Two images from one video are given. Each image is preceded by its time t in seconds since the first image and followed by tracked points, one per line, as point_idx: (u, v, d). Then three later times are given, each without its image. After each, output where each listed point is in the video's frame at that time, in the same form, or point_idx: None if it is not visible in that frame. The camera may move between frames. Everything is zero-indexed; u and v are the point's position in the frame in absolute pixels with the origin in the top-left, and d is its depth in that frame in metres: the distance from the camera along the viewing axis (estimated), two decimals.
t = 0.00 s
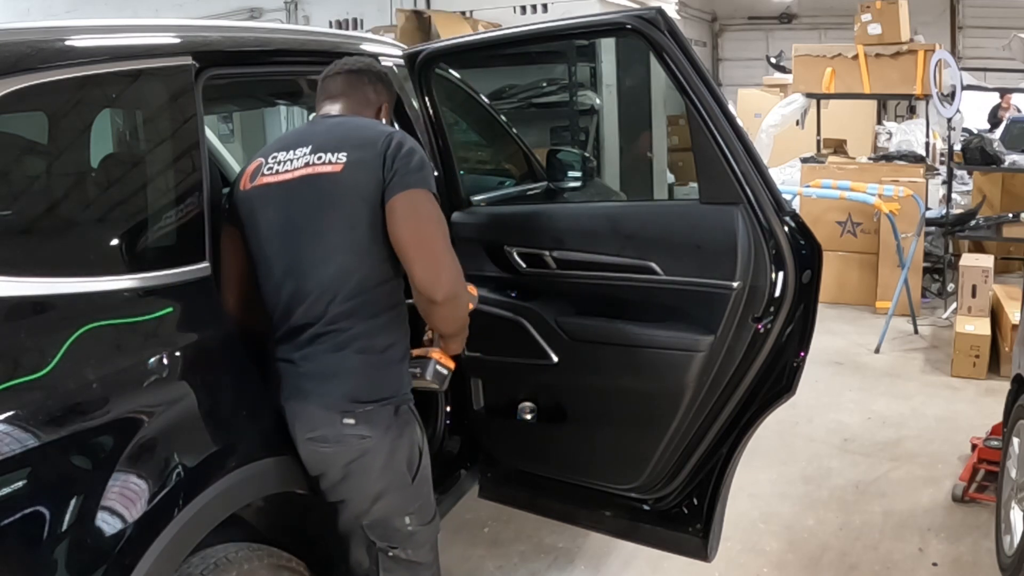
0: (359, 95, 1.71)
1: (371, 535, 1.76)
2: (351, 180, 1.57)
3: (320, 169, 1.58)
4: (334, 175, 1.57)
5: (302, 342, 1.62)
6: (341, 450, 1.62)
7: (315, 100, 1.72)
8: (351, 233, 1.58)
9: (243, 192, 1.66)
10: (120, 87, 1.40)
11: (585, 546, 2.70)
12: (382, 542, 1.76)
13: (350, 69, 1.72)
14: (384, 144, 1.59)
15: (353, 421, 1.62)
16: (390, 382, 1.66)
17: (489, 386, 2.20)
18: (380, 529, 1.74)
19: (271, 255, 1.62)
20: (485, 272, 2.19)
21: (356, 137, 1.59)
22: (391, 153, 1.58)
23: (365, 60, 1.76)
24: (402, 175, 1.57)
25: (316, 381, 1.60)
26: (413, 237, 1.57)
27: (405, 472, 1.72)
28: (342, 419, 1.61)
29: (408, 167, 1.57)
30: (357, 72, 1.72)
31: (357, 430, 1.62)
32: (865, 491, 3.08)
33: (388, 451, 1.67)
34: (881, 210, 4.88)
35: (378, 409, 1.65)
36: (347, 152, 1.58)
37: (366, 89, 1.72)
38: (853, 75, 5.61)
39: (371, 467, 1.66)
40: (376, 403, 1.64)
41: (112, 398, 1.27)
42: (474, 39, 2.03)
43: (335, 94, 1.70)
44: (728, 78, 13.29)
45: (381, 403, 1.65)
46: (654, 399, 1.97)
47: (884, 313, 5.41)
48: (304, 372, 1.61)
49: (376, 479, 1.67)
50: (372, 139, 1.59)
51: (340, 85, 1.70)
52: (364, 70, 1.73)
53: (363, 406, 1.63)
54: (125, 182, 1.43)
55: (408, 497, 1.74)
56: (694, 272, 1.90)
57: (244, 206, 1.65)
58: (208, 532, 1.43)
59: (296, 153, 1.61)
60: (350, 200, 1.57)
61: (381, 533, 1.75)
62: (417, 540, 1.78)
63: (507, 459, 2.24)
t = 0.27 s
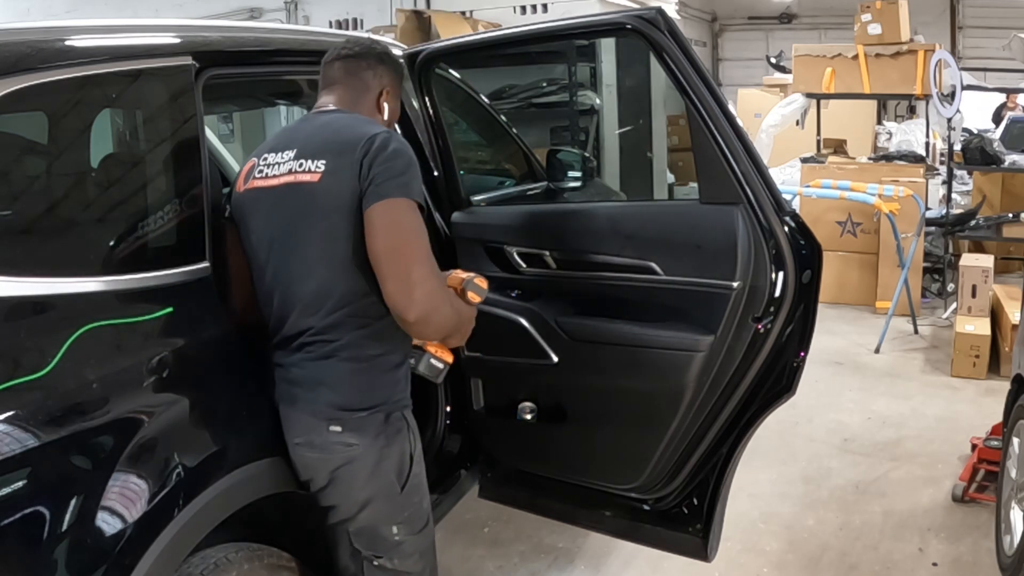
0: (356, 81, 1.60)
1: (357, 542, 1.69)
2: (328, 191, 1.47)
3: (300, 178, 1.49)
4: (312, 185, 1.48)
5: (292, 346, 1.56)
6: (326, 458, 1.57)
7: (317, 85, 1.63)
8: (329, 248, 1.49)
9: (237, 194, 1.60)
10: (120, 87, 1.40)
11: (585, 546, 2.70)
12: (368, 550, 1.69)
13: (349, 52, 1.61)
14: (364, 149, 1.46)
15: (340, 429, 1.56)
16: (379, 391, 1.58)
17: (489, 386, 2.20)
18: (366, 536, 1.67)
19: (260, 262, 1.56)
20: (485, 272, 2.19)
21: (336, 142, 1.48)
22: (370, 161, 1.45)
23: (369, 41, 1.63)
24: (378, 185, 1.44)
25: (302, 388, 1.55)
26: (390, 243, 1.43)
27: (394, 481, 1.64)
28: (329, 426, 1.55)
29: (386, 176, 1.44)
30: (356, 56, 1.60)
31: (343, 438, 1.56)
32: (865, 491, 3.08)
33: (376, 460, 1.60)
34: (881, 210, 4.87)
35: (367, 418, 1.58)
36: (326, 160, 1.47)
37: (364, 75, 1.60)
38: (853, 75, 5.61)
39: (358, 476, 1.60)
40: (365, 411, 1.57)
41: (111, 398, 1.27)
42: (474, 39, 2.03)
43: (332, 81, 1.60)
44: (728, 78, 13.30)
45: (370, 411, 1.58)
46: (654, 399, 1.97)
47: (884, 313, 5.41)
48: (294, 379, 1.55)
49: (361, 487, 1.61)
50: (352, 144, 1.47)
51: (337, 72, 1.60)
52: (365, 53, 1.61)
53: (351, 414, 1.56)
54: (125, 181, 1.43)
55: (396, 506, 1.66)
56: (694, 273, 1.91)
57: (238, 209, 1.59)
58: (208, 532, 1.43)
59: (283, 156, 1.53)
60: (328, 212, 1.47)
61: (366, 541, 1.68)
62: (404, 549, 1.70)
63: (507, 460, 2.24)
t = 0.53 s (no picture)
0: (352, 75, 1.51)
1: (353, 546, 1.65)
2: (307, 201, 1.42)
3: (284, 187, 1.45)
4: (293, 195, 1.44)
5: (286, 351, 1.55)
6: (321, 461, 1.55)
7: (321, 76, 1.56)
8: (309, 260, 1.45)
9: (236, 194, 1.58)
10: (120, 86, 1.40)
11: (585, 546, 2.70)
12: (364, 554, 1.65)
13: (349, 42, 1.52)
14: (343, 158, 1.40)
15: (334, 433, 1.54)
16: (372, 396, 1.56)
17: (489, 386, 2.20)
18: (362, 540, 1.64)
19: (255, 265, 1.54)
20: (484, 272, 2.20)
21: (318, 149, 1.42)
22: (346, 172, 1.39)
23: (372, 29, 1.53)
24: (353, 196, 1.37)
25: (296, 392, 1.53)
26: (365, 254, 1.36)
27: (390, 485, 1.62)
28: (322, 430, 1.54)
29: (362, 187, 1.37)
30: (354, 48, 1.51)
31: (337, 441, 1.54)
32: (865, 491, 3.08)
33: (371, 463, 1.58)
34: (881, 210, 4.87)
35: (361, 421, 1.56)
36: (307, 169, 1.43)
37: (363, 67, 1.51)
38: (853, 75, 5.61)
39: (352, 479, 1.57)
40: (359, 415, 1.55)
41: (111, 398, 1.27)
42: (473, 39, 2.03)
43: (331, 74, 1.53)
44: (728, 78, 13.30)
45: (364, 415, 1.56)
46: (654, 399, 1.97)
47: (884, 313, 5.41)
48: (290, 382, 1.54)
49: (356, 491, 1.58)
50: (333, 152, 1.41)
51: (335, 65, 1.52)
52: (365, 45, 1.52)
53: (345, 417, 1.54)
54: (125, 181, 1.43)
55: (392, 509, 1.63)
56: (694, 273, 1.91)
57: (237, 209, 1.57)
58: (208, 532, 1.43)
59: (274, 160, 1.49)
60: (309, 222, 1.43)
61: (363, 545, 1.64)
62: (401, 553, 1.67)
63: (507, 460, 2.24)
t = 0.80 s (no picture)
0: (346, 71, 1.48)
1: (349, 546, 1.64)
2: (290, 211, 1.41)
3: (268, 194, 1.44)
4: (277, 204, 1.42)
5: (281, 353, 1.55)
6: (316, 462, 1.55)
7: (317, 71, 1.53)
8: (292, 269, 1.44)
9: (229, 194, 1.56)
10: (120, 86, 1.40)
11: (585, 546, 2.70)
12: (360, 555, 1.64)
13: (344, 37, 1.48)
14: (325, 167, 1.37)
15: (329, 434, 1.53)
16: (367, 398, 1.55)
17: (489, 385, 2.20)
18: (358, 540, 1.63)
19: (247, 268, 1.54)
20: (484, 272, 2.20)
21: (303, 158, 1.40)
22: (326, 184, 1.36)
23: (367, 22, 1.49)
24: (334, 208, 1.35)
25: (292, 392, 1.53)
26: (345, 264, 1.34)
27: (385, 486, 1.61)
28: (318, 431, 1.53)
29: (342, 199, 1.34)
30: (349, 43, 1.48)
31: (332, 442, 1.54)
32: (865, 491, 3.08)
33: (366, 464, 1.57)
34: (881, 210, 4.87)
35: (357, 421, 1.55)
36: (290, 178, 1.41)
37: (360, 64, 1.48)
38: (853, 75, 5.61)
39: (348, 479, 1.57)
40: (354, 416, 1.55)
41: (111, 398, 1.27)
42: (473, 39, 2.03)
43: (326, 70, 1.50)
44: (728, 78, 13.30)
45: (359, 416, 1.55)
46: (654, 398, 1.97)
47: (884, 313, 5.41)
48: (286, 384, 1.54)
49: (351, 491, 1.58)
50: (316, 161, 1.38)
51: (329, 61, 1.49)
52: (359, 40, 1.48)
53: (340, 417, 1.54)
54: (125, 181, 1.43)
55: (388, 510, 1.63)
56: (694, 273, 1.91)
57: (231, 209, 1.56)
58: (207, 532, 1.43)
59: (263, 164, 1.47)
60: (292, 231, 1.41)
61: (359, 545, 1.63)
62: (397, 554, 1.66)
63: (507, 460, 2.24)
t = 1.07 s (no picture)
0: (338, 70, 1.47)
1: (349, 545, 1.64)
2: (287, 215, 1.40)
3: (264, 198, 1.43)
4: (273, 209, 1.42)
5: (281, 353, 1.54)
6: (315, 462, 1.55)
7: (309, 69, 1.52)
8: (289, 273, 1.44)
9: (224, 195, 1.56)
10: (120, 86, 1.40)
11: (585, 546, 2.70)
12: (359, 554, 1.64)
13: (335, 35, 1.47)
14: (320, 171, 1.37)
15: (329, 434, 1.53)
16: (366, 398, 1.55)
17: (488, 385, 2.19)
18: (358, 539, 1.63)
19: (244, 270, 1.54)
20: (485, 272, 2.21)
21: (297, 162, 1.40)
22: (323, 188, 1.36)
23: (357, 18, 1.47)
24: (331, 213, 1.35)
25: (291, 392, 1.53)
26: (342, 268, 1.34)
27: (385, 485, 1.61)
28: (318, 431, 1.53)
29: (339, 204, 1.34)
30: (339, 41, 1.46)
31: (332, 442, 1.54)
32: (865, 491, 3.08)
33: (365, 464, 1.57)
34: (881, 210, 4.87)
35: (356, 421, 1.55)
36: (285, 182, 1.40)
37: (351, 62, 1.46)
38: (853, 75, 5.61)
39: (347, 479, 1.57)
40: (353, 416, 1.55)
41: (111, 398, 1.27)
42: (474, 39, 2.03)
43: (317, 69, 1.48)
44: (728, 78, 13.30)
45: (359, 416, 1.55)
46: (654, 399, 1.97)
47: (884, 313, 5.41)
48: (285, 384, 1.54)
49: (350, 491, 1.57)
50: (311, 165, 1.38)
51: (320, 60, 1.48)
52: (349, 38, 1.46)
53: (339, 417, 1.54)
54: (125, 181, 1.43)
55: (387, 509, 1.63)
56: (694, 273, 1.91)
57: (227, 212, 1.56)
58: (207, 532, 1.43)
59: (257, 166, 1.47)
60: (289, 235, 1.41)
61: (358, 545, 1.63)
62: (397, 553, 1.66)
63: (506, 460, 2.24)
